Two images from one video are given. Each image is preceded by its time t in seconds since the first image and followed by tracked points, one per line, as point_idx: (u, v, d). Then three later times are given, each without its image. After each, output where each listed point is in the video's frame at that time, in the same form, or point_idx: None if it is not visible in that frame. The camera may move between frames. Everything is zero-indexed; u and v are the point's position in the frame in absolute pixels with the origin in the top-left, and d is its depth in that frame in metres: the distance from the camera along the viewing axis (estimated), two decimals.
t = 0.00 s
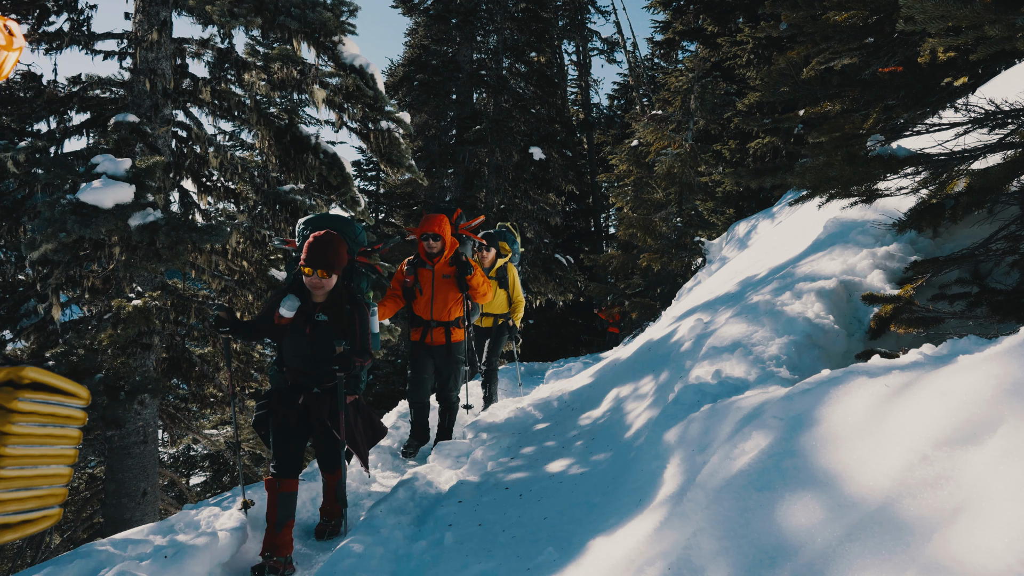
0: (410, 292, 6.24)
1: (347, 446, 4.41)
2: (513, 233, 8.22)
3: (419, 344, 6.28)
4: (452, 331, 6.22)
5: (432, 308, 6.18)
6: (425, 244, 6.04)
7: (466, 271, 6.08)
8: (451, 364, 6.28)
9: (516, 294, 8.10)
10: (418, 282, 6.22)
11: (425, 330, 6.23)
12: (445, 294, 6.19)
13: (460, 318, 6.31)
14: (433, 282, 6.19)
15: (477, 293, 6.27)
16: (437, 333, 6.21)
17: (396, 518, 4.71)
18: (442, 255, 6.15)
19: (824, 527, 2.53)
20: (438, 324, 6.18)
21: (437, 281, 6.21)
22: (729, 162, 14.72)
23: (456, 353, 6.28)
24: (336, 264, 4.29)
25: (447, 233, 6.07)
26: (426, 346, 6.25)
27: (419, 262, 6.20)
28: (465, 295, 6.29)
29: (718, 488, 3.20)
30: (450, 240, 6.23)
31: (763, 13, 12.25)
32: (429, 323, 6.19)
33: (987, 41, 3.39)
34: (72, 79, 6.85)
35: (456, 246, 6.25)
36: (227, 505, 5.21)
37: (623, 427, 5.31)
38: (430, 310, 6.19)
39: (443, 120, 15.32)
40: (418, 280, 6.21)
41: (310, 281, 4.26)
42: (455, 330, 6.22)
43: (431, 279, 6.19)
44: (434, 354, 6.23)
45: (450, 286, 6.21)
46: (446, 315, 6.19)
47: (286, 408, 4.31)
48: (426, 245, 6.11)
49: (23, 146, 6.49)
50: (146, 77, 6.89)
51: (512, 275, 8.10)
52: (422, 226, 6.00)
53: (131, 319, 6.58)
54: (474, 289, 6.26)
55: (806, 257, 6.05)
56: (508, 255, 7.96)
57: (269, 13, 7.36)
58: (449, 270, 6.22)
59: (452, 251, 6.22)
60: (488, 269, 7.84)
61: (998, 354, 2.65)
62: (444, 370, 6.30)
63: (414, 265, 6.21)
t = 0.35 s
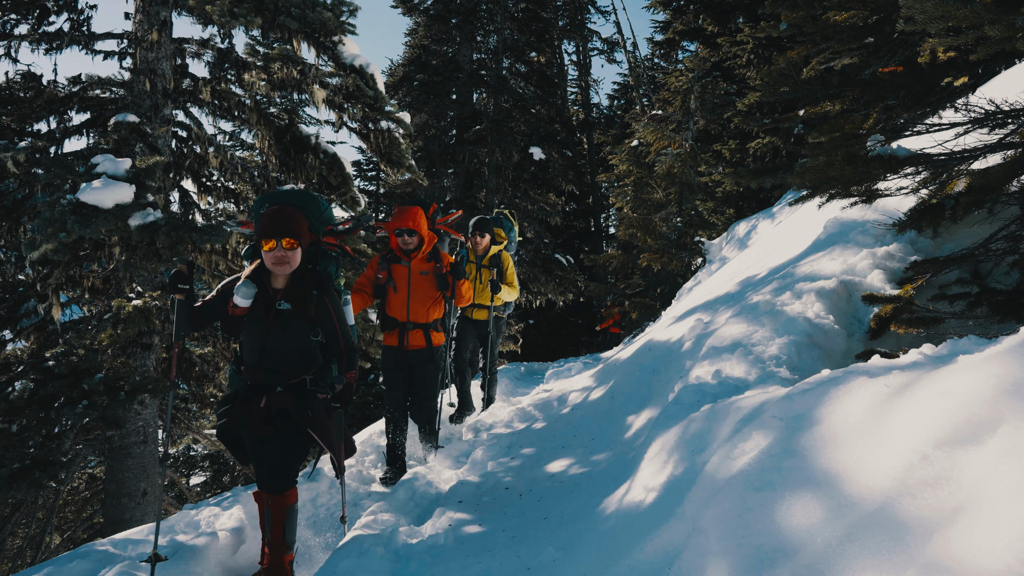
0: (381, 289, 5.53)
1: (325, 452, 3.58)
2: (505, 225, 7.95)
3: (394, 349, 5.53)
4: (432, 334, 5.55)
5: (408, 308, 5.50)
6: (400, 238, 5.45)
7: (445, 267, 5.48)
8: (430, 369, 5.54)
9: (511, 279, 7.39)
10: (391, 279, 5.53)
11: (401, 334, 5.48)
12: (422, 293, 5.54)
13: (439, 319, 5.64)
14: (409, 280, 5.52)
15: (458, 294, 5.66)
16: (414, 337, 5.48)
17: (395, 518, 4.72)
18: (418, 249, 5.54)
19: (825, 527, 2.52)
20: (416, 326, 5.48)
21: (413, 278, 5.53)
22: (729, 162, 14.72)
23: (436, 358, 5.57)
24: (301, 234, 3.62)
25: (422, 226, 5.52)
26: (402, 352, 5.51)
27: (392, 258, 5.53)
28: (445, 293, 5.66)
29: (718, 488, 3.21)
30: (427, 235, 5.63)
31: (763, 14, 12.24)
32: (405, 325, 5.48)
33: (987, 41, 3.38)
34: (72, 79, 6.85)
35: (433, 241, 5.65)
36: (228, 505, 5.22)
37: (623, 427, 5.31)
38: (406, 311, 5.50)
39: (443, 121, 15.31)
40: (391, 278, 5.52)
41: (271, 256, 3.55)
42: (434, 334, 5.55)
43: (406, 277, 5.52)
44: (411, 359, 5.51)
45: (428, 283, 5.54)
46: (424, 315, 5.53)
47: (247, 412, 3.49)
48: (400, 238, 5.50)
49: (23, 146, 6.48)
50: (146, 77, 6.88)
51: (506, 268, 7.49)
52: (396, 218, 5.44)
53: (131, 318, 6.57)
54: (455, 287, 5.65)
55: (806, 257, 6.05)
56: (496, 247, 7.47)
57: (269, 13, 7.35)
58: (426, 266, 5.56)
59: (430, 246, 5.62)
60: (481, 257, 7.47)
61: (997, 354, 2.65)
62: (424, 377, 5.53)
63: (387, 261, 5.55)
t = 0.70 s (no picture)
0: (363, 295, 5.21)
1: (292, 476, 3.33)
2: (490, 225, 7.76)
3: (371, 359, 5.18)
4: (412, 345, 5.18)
5: (388, 316, 5.14)
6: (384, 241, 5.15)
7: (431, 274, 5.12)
8: (409, 382, 5.14)
9: (494, 280, 7.11)
10: (372, 284, 5.17)
11: (378, 344, 5.14)
12: (405, 300, 5.16)
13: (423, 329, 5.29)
14: (390, 286, 5.15)
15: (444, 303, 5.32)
16: (393, 347, 5.12)
17: (395, 518, 4.72)
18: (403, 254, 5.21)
19: (824, 527, 2.52)
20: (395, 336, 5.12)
21: (395, 283, 5.17)
22: (729, 162, 14.73)
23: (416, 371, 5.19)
24: (278, 225, 3.40)
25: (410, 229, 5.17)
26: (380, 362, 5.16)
27: (375, 262, 5.22)
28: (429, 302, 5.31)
29: (718, 488, 3.21)
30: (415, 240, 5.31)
31: (763, 14, 12.24)
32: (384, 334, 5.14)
33: (987, 41, 3.37)
34: (72, 79, 6.85)
35: (421, 246, 5.31)
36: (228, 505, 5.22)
37: (623, 427, 5.31)
38: (386, 318, 5.16)
39: (443, 120, 15.32)
40: (372, 282, 5.16)
41: (243, 249, 3.32)
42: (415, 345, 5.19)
43: (388, 282, 5.16)
44: (388, 370, 5.15)
45: (411, 290, 5.17)
46: (405, 325, 5.16)
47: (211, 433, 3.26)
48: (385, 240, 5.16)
49: (23, 146, 6.49)
50: (146, 76, 6.87)
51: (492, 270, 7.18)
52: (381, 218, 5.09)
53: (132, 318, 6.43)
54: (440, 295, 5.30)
55: (806, 257, 6.05)
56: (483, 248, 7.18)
57: (269, 13, 7.36)
58: (411, 272, 5.21)
59: (416, 251, 5.29)
60: (462, 258, 7.21)
61: (997, 354, 2.65)
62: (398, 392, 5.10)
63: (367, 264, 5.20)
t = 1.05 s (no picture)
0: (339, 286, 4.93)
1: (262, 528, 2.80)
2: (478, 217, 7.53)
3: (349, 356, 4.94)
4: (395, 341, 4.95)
5: (368, 308, 4.90)
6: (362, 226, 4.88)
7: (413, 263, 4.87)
8: (393, 385, 4.97)
9: (482, 279, 6.82)
10: (350, 273, 4.92)
11: (358, 339, 4.90)
12: (385, 291, 4.93)
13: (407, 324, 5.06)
14: (369, 276, 4.90)
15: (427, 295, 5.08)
16: (374, 343, 4.91)
17: (395, 518, 4.72)
18: (383, 241, 4.96)
19: (825, 527, 2.52)
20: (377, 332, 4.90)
21: (375, 273, 4.92)
22: (729, 162, 14.72)
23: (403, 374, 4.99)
24: (229, 218, 2.85)
25: (389, 214, 4.88)
26: (359, 360, 4.94)
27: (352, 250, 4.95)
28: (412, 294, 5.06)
29: (718, 488, 3.21)
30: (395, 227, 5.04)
31: (763, 14, 12.24)
32: (363, 328, 4.89)
33: (987, 41, 3.36)
34: (72, 79, 6.84)
35: (404, 234, 5.07)
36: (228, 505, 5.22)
37: (623, 427, 5.31)
38: (365, 312, 4.91)
39: (443, 120, 15.33)
40: (349, 271, 4.91)
41: (187, 250, 2.74)
42: (398, 342, 4.96)
43: (367, 272, 4.91)
44: (370, 369, 4.96)
45: (392, 281, 4.93)
46: (387, 319, 4.92)
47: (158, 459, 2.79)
48: (364, 223, 4.87)
49: (24, 146, 6.50)
50: (146, 77, 6.87)
51: (478, 262, 6.86)
52: (359, 202, 4.80)
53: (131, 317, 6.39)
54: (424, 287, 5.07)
55: (806, 257, 6.05)
56: (470, 240, 6.82)
57: (269, 13, 7.36)
58: (392, 262, 4.95)
59: (397, 237, 5.03)
60: (447, 249, 6.78)
61: (997, 354, 2.65)
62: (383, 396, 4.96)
63: (345, 253, 4.93)
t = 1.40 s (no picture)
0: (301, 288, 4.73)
1: (200, 546, 2.44)
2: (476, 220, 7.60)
3: (312, 366, 4.69)
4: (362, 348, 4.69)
5: (333, 311, 4.69)
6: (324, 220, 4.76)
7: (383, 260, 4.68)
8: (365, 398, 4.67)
9: (476, 281, 6.86)
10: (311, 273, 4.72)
11: (322, 347, 4.66)
12: (352, 291, 4.71)
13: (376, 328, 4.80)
14: (334, 275, 4.70)
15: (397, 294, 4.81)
16: (339, 350, 4.67)
17: (395, 518, 4.71)
18: (350, 237, 4.79)
19: (825, 527, 2.52)
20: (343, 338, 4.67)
21: (341, 273, 4.71)
22: (729, 162, 14.71)
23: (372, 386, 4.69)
24: (143, 179, 2.46)
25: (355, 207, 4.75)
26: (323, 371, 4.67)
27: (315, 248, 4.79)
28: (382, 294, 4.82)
29: (718, 488, 3.21)
30: (362, 222, 4.87)
31: (764, 14, 12.24)
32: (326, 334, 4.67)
33: (988, 41, 3.35)
34: (72, 79, 6.84)
35: (371, 228, 4.86)
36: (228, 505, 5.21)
37: (623, 426, 5.31)
38: (328, 316, 4.69)
39: (443, 121, 15.33)
40: (311, 271, 4.73)
41: (91, 217, 2.37)
42: (365, 349, 4.70)
43: (331, 270, 4.72)
44: (334, 381, 4.66)
45: (357, 278, 4.71)
46: (355, 322, 4.71)
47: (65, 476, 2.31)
48: (328, 213, 4.76)
49: (24, 146, 6.50)
50: (146, 76, 6.85)
51: (472, 263, 6.88)
52: (324, 194, 4.71)
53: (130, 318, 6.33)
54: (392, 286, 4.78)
55: (806, 257, 6.06)
56: (463, 240, 6.91)
57: (269, 13, 7.35)
58: (360, 260, 4.76)
59: (363, 232, 4.83)
60: (440, 249, 6.90)
61: (997, 354, 2.65)
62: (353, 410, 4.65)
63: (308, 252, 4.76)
